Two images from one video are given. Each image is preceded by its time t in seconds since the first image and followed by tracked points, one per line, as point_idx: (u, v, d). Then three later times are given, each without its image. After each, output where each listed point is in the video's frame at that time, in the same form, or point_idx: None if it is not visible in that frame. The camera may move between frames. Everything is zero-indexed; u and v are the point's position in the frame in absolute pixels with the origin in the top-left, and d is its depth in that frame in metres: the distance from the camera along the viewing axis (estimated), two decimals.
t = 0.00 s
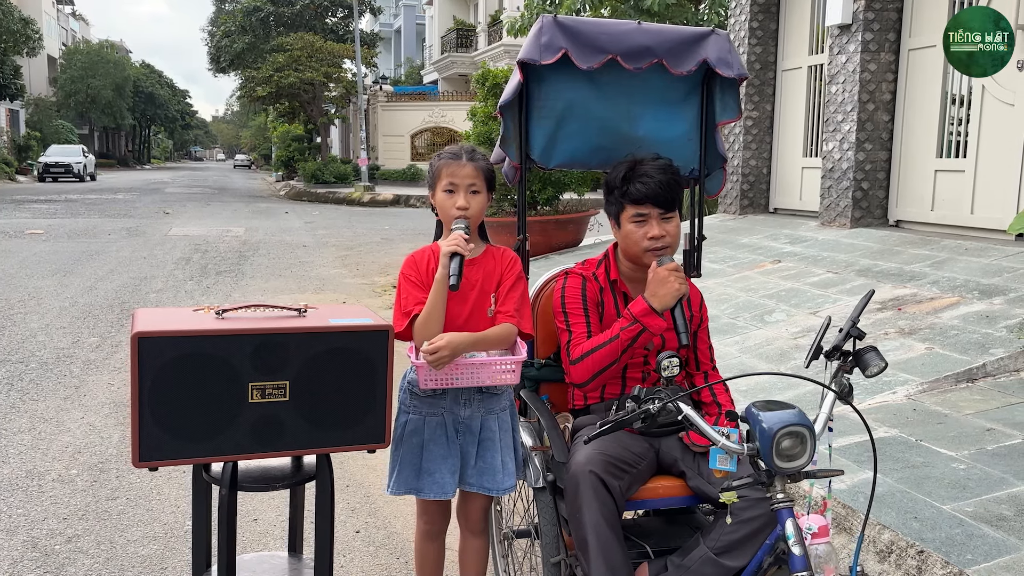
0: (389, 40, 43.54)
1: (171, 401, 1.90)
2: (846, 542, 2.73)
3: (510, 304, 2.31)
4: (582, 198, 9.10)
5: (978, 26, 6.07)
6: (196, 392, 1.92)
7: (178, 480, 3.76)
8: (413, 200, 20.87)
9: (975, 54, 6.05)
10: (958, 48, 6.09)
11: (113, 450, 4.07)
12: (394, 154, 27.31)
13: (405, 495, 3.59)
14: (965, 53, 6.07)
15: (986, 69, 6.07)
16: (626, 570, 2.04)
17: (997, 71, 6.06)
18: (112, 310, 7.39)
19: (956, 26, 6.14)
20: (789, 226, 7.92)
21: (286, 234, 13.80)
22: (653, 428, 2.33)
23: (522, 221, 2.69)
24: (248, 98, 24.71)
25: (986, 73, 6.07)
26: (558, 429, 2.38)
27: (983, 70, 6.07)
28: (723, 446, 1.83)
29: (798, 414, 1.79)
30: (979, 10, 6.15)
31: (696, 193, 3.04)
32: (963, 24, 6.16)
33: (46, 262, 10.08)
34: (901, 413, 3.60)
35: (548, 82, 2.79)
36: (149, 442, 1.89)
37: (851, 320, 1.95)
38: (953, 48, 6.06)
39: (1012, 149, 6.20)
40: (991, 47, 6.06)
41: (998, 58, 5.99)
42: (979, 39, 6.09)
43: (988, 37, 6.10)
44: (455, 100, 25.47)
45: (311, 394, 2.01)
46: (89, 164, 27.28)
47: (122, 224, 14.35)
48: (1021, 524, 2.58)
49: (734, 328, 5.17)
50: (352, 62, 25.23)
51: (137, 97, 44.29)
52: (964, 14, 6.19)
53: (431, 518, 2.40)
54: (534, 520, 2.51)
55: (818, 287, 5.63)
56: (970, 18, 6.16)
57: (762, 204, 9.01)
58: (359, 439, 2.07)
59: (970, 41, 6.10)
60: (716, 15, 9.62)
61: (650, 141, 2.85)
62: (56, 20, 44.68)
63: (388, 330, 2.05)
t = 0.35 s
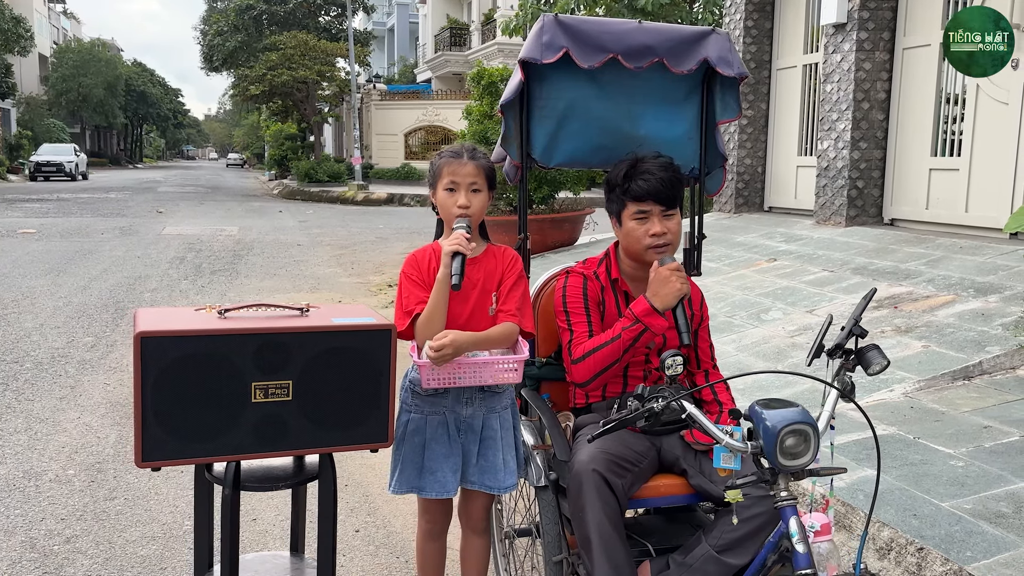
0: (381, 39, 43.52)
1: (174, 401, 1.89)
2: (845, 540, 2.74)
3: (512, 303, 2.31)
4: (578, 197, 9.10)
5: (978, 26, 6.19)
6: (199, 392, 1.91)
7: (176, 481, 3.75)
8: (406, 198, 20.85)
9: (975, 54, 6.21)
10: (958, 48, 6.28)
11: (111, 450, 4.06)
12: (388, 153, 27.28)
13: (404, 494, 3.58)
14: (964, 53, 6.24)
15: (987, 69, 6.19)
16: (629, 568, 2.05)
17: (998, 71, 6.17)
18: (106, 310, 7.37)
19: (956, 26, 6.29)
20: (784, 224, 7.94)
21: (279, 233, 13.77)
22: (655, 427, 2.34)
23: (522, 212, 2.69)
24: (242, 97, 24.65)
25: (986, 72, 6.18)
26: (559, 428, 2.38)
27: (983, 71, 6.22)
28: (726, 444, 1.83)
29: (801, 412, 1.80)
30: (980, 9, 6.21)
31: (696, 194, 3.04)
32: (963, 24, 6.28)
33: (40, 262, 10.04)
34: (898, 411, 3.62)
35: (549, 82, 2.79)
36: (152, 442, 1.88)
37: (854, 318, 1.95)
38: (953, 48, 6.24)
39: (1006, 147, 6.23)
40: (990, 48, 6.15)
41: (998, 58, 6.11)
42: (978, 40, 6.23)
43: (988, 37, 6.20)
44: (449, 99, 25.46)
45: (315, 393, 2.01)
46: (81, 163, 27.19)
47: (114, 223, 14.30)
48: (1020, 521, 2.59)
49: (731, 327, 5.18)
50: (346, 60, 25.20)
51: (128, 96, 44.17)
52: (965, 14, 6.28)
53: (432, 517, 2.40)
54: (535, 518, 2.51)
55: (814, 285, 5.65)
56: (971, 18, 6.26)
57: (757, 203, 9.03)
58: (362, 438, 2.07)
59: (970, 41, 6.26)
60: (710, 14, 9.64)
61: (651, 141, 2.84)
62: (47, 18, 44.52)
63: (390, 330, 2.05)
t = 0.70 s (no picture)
0: (375, 36, 43.43)
1: (171, 400, 1.88)
2: (844, 536, 2.74)
3: (509, 300, 2.30)
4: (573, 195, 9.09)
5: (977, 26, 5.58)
6: (196, 391, 1.90)
7: (173, 480, 3.74)
8: (401, 196, 20.81)
9: (975, 53, 5.64)
10: (958, 48, 5.71)
11: (106, 450, 4.04)
12: (382, 150, 27.24)
13: (403, 492, 3.58)
14: (964, 53, 5.64)
15: (987, 69, 5.74)
16: (629, 565, 2.04)
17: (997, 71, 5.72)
18: (101, 309, 7.34)
19: (956, 25, 5.72)
20: (779, 221, 7.95)
21: (273, 231, 13.74)
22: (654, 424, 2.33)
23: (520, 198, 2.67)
24: (235, 95, 24.58)
25: (986, 73, 5.70)
26: (558, 425, 2.37)
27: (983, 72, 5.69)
28: (727, 441, 1.82)
29: (803, 409, 1.79)
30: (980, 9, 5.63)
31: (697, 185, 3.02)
32: (964, 24, 5.71)
33: (33, 261, 10.00)
34: (896, 406, 3.62)
35: (547, 77, 2.77)
36: (149, 442, 1.87)
37: (854, 315, 1.95)
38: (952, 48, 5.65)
39: (1001, 142, 6.23)
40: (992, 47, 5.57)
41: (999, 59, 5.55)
42: (978, 39, 5.63)
43: (988, 37, 5.63)
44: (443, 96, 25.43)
45: (312, 393, 2.00)
46: (73, 161, 27.09)
47: (108, 222, 14.26)
48: (1019, 516, 2.59)
49: (728, 323, 5.18)
50: (339, 58, 25.14)
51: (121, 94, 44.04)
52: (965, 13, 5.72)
53: (431, 514, 2.39)
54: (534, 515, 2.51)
55: (810, 281, 5.65)
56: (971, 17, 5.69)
57: (752, 199, 9.03)
58: (360, 437, 2.05)
59: (969, 40, 5.66)
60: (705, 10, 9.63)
61: (649, 136, 2.83)
62: (39, 16, 44.39)
63: (389, 327, 2.04)
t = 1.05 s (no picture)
0: (375, 31, 43.32)
1: (160, 400, 1.83)
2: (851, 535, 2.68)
3: (506, 295, 2.25)
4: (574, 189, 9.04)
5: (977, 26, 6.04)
6: (186, 391, 1.85)
7: (169, 479, 3.69)
8: (402, 192, 20.81)
9: (975, 54, 6.09)
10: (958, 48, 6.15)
11: (103, 449, 3.99)
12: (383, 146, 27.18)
13: (402, 491, 3.53)
14: (964, 54, 6.11)
15: (986, 69, 6.11)
16: (630, 567, 1.99)
17: (996, 71, 6.08)
18: (99, 306, 7.29)
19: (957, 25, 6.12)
20: (782, 214, 7.89)
21: (274, 227, 13.68)
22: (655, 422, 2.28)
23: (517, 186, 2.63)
24: (235, 91, 24.52)
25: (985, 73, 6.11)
26: (557, 424, 2.32)
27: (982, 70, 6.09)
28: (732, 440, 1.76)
29: (809, 407, 1.74)
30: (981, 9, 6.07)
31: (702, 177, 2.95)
32: (964, 24, 6.12)
33: (32, 258, 9.96)
34: (901, 402, 3.56)
35: (545, 68, 2.71)
36: (137, 443, 1.82)
37: (861, 310, 1.89)
38: (953, 48, 6.08)
39: (1006, 134, 6.18)
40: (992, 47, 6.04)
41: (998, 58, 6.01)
42: (978, 40, 6.08)
43: (988, 37, 6.06)
44: (444, 91, 25.34)
45: (305, 392, 1.95)
46: (74, 158, 27.06)
47: (108, 219, 14.22)
48: None
49: (731, 318, 5.12)
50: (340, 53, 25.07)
51: (122, 91, 43.99)
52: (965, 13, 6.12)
53: (428, 513, 2.34)
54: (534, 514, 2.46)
55: (814, 275, 5.59)
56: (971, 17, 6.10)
57: (754, 192, 8.97)
58: (355, 437, 2.01)
59: (970, 41, 6.12)
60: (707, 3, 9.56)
61: (650, 128, 2.77)
62: (39, 13, 44.36)
63: (383, 324, 2.00)
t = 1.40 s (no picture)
0: (388, 25, 43.24)
1: (146, 403, 1.76)
2: (868, 540, 2.59)
3: (508, 291, 2.17)
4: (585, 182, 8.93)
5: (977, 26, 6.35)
6: (173, 394, 1.78)
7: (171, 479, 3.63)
8: (414, 185, 20.79)
9: (975, 54, 6.44)
10: (958, 48, 6.55)
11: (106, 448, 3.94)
12: (395, 140, 27.13)
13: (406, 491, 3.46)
14: (963, 54, 6.49)
15: (986, 69, 6.39)
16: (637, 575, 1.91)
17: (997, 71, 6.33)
18: (108, 301, 7.26)
19: (957, 25, 6.50)
20: (796, 207, 7.76)
21: (284, 221, 13.65)
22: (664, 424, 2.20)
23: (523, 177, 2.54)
24: (248, 86, 24.51)
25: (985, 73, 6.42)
26: (562, 425, 2.24)
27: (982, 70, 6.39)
28: (742, 446, 1.68)
29: (824, 411, 1.65)
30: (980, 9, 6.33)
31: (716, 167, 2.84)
32: (964, 24, 6.46)
33: (44, 253, 9.96)
34: (920, 400, 3.46)
35: (549, 56, 2.62)
36: (123, 447, 1.75)
37: (879, 309, 1.80)
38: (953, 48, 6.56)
39: None
40: (990, 48, 6.37)
41: (997, 58, 6.29)
42: (978, 40, 6.41)
43: (988, 36, 6.34)
44: (456, 84, 25.23)
45: (298, 394, 1.88)
46: (89, 153, 27.15)
47: (121, 214, 14.23)
48: None
49: (744, 313, 5.02)
50: (351, 47, 24.99)
51: (137, 86, 44.17)
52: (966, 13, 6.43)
53: (428, 515, 2.26)
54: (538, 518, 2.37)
55: (829, 269, 5.48)
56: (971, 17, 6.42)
57: (768, 184, 8.85)
58: (350, 441, 1.94)
59: (969, 40, 6.47)
60: None
61: (658, 118, 2.68)
62: (54, 9, 44.55)
63: (379, 324, 1.92)
